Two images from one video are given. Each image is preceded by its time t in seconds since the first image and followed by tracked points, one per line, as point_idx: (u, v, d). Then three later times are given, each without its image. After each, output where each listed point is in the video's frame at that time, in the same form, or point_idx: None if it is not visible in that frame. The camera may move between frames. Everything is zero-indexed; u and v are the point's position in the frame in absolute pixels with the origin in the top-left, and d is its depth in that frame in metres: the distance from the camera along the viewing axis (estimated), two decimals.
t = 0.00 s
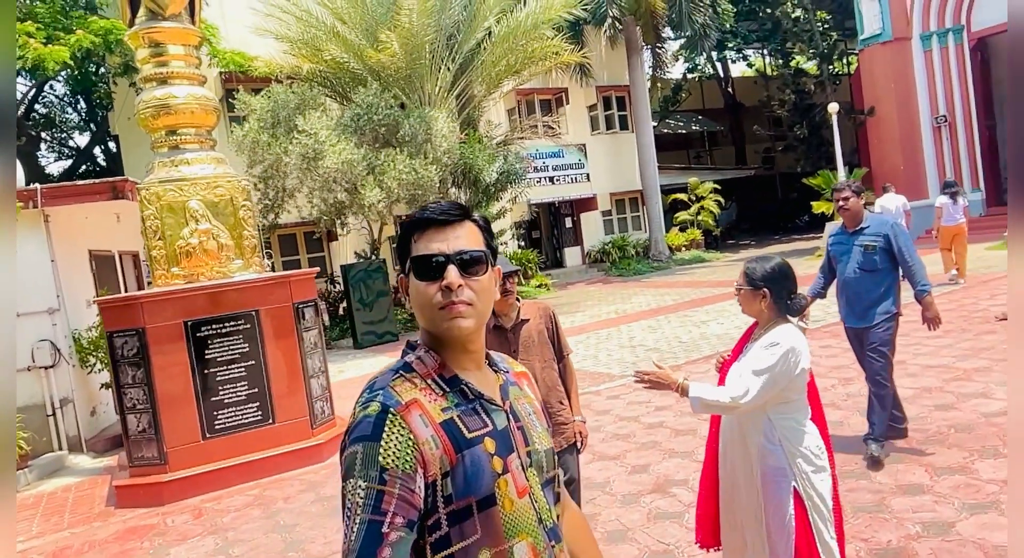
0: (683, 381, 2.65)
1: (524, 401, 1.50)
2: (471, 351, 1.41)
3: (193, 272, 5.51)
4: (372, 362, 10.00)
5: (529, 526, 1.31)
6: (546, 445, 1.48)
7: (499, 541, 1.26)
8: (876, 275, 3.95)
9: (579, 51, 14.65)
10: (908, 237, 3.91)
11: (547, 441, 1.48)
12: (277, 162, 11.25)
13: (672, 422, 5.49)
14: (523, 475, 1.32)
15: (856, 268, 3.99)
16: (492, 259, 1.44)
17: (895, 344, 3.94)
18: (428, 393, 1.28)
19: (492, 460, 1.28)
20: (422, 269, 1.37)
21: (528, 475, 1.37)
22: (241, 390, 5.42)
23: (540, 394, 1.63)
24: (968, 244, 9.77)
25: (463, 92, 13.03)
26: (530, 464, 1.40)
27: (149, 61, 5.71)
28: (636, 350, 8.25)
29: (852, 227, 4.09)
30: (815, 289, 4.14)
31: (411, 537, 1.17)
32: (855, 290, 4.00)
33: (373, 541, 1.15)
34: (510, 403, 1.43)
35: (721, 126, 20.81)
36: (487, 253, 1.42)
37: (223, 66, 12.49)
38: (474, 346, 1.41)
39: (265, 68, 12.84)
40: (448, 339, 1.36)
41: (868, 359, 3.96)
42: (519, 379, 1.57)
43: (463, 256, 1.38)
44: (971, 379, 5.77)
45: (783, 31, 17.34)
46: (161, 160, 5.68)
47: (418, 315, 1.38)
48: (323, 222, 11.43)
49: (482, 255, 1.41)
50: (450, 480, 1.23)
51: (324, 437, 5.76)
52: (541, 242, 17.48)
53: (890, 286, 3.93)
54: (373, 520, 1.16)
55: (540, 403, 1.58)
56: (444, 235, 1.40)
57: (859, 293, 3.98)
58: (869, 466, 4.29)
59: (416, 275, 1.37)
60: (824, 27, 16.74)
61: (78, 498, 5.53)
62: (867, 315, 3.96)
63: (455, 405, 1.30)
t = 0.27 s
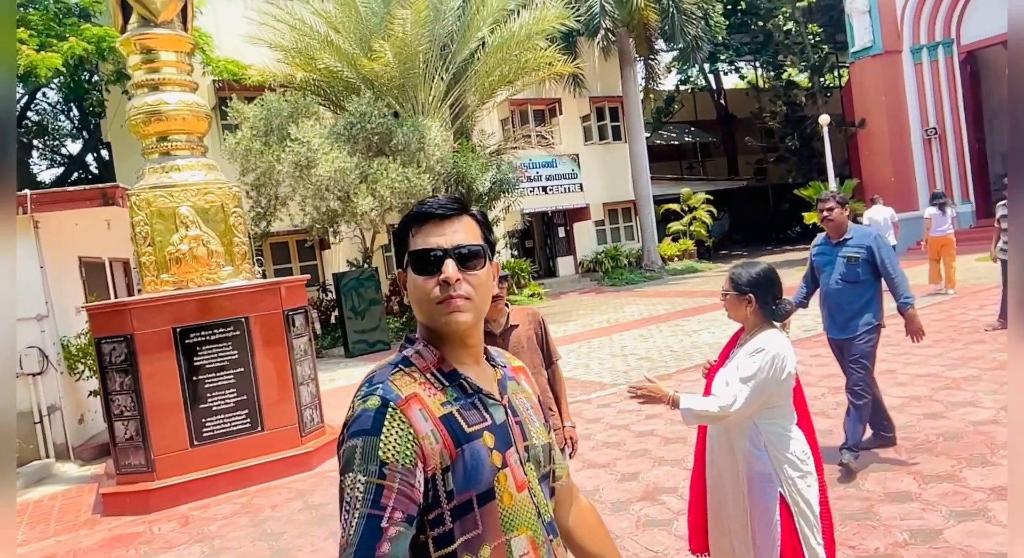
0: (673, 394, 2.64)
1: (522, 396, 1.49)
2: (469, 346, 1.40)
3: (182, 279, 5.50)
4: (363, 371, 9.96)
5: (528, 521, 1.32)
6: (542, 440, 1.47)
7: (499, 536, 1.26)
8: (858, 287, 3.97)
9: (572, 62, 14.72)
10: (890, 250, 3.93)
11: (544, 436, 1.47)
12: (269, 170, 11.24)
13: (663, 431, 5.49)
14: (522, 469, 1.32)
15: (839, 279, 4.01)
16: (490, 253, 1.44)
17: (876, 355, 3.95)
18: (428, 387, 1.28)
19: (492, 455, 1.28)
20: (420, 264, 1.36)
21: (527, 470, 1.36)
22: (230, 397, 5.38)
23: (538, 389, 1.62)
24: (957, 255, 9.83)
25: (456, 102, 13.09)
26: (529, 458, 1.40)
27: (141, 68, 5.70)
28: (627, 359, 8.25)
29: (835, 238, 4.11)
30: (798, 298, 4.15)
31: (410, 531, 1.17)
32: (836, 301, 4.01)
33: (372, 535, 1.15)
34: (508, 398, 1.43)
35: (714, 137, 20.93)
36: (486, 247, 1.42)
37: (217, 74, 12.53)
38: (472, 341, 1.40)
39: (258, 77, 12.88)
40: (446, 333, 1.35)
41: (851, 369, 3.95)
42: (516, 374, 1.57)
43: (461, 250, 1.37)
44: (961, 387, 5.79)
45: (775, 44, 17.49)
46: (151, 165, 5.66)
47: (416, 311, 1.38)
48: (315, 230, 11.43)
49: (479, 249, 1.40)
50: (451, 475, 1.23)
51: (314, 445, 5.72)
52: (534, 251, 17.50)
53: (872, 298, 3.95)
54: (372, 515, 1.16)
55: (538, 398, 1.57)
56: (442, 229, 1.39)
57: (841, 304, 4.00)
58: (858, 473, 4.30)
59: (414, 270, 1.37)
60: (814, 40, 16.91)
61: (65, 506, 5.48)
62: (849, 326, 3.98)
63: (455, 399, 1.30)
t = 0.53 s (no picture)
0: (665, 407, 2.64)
1: (522, 394, 1.49)
2: (469, 343, 1.40)
3: (171, 286, 5.48)
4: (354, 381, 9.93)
5: (528, 518, 1.32)
6: (541, 438, 1.46)
7: (499, 533, 1.27)
8: (839, 299, 3.99)
9: (565, 74, 14.81)
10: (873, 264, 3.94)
11: (542, 434, 1.46)
12: (261, 179, 11.24)
13: (653, 440, 5.49)
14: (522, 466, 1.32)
15: (821, 291, 4.03)
16: (489, 251, 1.44)
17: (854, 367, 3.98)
18: (428, 384, 1.29)
19: (492, 451, 1.28)
20: (419, 261, 1.37)
21: (527, 467, 1.37)
22: (219, 405, 5.35)
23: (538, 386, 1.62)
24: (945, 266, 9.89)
25: (449, 112, 13.15)
26: (529, 456, 1.40)
27: (132, 76, 5.71)
28: (618, 368, 8.26)
29: (819, 249, 4.12)
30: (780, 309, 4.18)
31: (410, 528, 1.18)
32: (817, 312, 4.03)
33: (372, 532, 1.16)
34: (508, 396, 1.42)
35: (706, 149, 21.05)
36: (485, 245, 1.42)
37: (210, 83, 12.57)
38: (472, 338, 1.41)
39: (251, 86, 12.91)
40: (446, 330, 1.36)
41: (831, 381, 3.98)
42: (516, 371, 1.56)
43: (461, 247, 1.37)
44: (949, 397, 5.81)
45: (766, 57, 17.65)
46: (141, 173, 5.66)
47: (416, 308, 1.38)
48: (307, 239, 11.43)
49: (478, 246, 1.41)
50: (451, 471, 1.24)
51: (302, 454, 5.69)
52: (526, 262, 17.52)
53: (853, 310, 3.97)
54: (372, 511, 1.16)
55: (539, 396, 1.57)
56: (441, 227, 1.39)
57: (822, 315, 4.02)
58: (846, 482, 4.31)
59: (413, 268, 1.37)
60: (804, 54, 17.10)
61: (50, 515, 5.42)
62: (829, 337, 4.00)
63: (454, 396, 1.30)
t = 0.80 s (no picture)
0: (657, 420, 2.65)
1: (522, 396, 1.48)
2: (469, 344, 1.40)
3: (159, 295, 5.45)
4: (344, 392, 9.87)
5: (527, 519, 1.31)
6: (541, 440, 1.46)
7: (500, 534, 1.26)
8: (820, 312, 4.02)
9: (556, 86, 14.89)
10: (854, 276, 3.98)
11: (542, 436, 1.46)
12: (252, 190, 11.21)
13: (643, 450, 5.48)
14: (522, 468, 1.32)
15: (802, 303, 4.05)
16: (489, 252, 1.44)
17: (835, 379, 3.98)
18: (428, 384, 1.28)
19: (492, 453, 1.28)
20: (419, 261, 1.37)
21: (527, 469, 1.36)
22: (206, 415, 5.30)
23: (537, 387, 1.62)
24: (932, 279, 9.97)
25: (441, 123, 13.19)
26: (529, 458, 1.40)
27: (122, 84, 5.70)
28: (609, 380, 8.25)
29: (802, 261, 4.15)
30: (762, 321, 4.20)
31: (410, 530, 1.17)
32: (798, 324, 4.05)
33: (372, 533, 1.15)
34: (508, 397, 1.42)
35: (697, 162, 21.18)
36: (485, 246, 1.42)
37: (201, 94, 12.58)
38: (472, 339, 1.40)
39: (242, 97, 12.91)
40: (446, 331, 1.35)
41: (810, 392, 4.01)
42: (516, 372, 1.56)
43: (461, 247, 1.37)
44: (937, 407, 5.83)
45: (755, 71, 17.81)
46: (130, 181, 5.63)
47: (416, 308, 1.38)
48: (297, 250, 11.40)
49: (479, 247, 1.40)
50: (452, 472, 1.23)
51: (290, 465, 5.65)
52: (518, 273, 17.52)
53: (834, 322, 3.99)
54: (372, 512, 1.15)
55: (539, 398, 1.57)
56: (441, 228, 1.39)
57: (802, 327, 4.04)
58: (835, 492, 4.31)
59: (414, 269, 1.37)
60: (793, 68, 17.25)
61: (34, 526, 5.36)
62: (810, 349, 4.00)
63: (455, 397, 1.30)
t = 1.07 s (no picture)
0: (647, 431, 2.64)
1: (524, 400, 1.47)
2: (472, 348, 1.39)
3: (146, 306, 5.41)
4: (333, 405, 9.81)
5: (531, 524, 1.30)
6: (543, 445, 1.46)
7: (505, 539, 1.25)
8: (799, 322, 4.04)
9: (546, 99, 14.98)
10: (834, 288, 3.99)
11: (544, 441, 1.46)
12: (241, 201, 11.19)
13: (631, 461, 5.47)
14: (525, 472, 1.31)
15: (782, 314, 4.07)
16: (492, 256, 1.43)
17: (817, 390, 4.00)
18: (431, 388, 1.28)
19: (496, 457, 1.27)
20: (421, 265, 1.36)
21: (529, 473, 1.35)
22: (192, 427, 5.26)
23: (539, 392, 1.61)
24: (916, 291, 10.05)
25: (432, 136, 13.24)
26: (531, 462, 1.39)
27: (111, 95, 5.70)
28: (598, 392, 8.24)
29: (784, 271, 4.18)
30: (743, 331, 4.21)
31: (411, 534, 1.16)
32: (777, 335, 4.07)
33: (372, 538, 1.14)
34: (510, 402, 1.41)
35: (686, 176, 21.32)
36: (487, 249, 1.41)
37: (191, 105, 12.60)
38: (475, 343, 1.40)
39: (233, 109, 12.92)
40: (448, 336, 1.34)
41: (792, 404, 4.03)
42: (518, 378, 1.55)
43: (463, 252, 1.37)
44: (924, 419, 5.86)
45: (743, 86, 18.00)
46: (118, 192, 5.61)
47: (417, 313, 1.37)
48: (286, 261, 11.38)
49: (481, 251, 1.40)
50: (455, 476, 1.22)
51: (277, 478, 5.59)
52: (508, 286, 17.53)
53: (813, 332, 4.03)
54: (374, 516, 1.14)
55: (540, 402, 1.57)
56: (443, 231, 1.39)
57: (783, 337, 4.06)
58: (823, 503, 4.31)
59: (416, 273, 1.37)
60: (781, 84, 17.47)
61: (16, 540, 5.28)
62: (789, 359, 4.02)
63: (458, 401, 1.29)
